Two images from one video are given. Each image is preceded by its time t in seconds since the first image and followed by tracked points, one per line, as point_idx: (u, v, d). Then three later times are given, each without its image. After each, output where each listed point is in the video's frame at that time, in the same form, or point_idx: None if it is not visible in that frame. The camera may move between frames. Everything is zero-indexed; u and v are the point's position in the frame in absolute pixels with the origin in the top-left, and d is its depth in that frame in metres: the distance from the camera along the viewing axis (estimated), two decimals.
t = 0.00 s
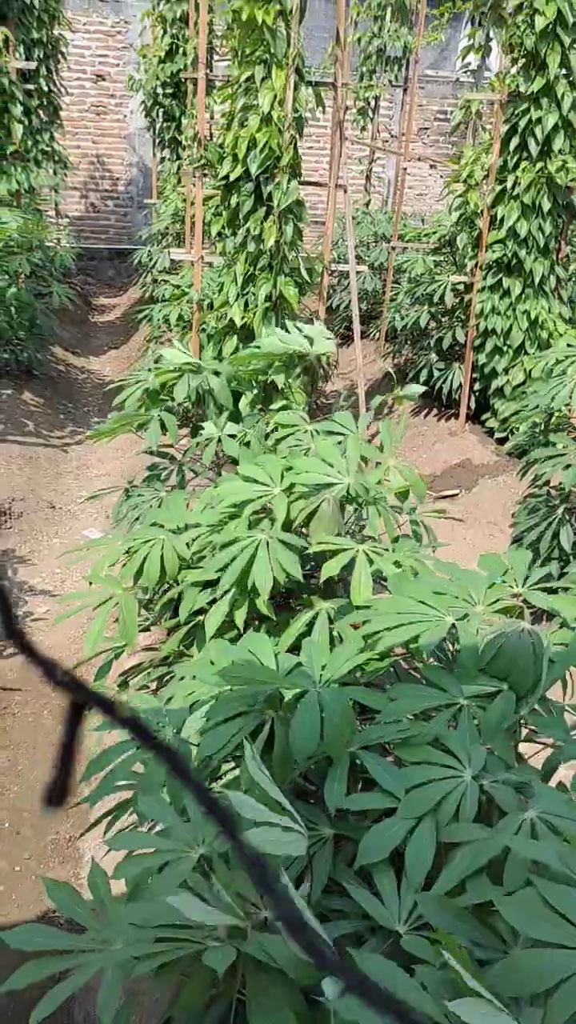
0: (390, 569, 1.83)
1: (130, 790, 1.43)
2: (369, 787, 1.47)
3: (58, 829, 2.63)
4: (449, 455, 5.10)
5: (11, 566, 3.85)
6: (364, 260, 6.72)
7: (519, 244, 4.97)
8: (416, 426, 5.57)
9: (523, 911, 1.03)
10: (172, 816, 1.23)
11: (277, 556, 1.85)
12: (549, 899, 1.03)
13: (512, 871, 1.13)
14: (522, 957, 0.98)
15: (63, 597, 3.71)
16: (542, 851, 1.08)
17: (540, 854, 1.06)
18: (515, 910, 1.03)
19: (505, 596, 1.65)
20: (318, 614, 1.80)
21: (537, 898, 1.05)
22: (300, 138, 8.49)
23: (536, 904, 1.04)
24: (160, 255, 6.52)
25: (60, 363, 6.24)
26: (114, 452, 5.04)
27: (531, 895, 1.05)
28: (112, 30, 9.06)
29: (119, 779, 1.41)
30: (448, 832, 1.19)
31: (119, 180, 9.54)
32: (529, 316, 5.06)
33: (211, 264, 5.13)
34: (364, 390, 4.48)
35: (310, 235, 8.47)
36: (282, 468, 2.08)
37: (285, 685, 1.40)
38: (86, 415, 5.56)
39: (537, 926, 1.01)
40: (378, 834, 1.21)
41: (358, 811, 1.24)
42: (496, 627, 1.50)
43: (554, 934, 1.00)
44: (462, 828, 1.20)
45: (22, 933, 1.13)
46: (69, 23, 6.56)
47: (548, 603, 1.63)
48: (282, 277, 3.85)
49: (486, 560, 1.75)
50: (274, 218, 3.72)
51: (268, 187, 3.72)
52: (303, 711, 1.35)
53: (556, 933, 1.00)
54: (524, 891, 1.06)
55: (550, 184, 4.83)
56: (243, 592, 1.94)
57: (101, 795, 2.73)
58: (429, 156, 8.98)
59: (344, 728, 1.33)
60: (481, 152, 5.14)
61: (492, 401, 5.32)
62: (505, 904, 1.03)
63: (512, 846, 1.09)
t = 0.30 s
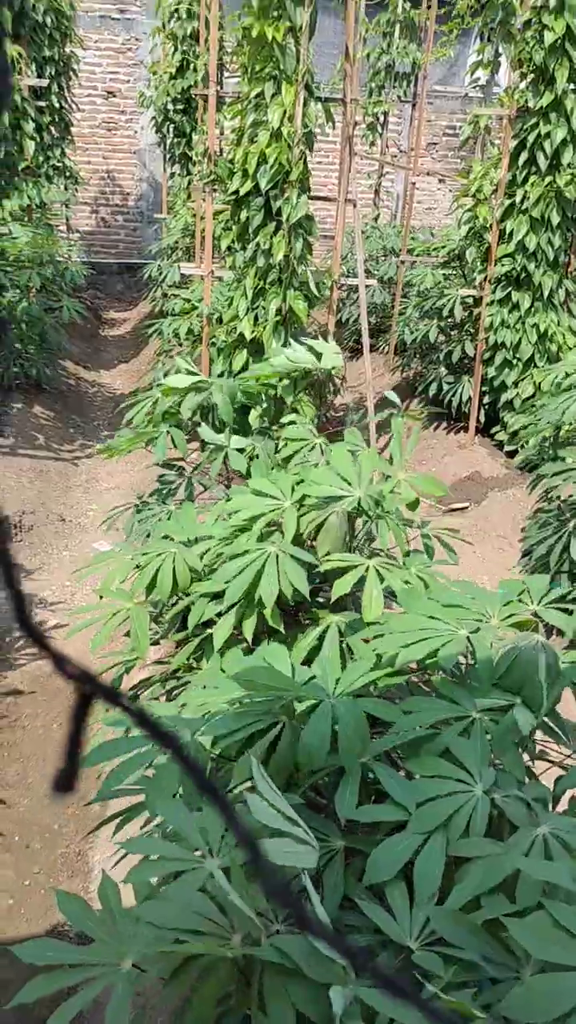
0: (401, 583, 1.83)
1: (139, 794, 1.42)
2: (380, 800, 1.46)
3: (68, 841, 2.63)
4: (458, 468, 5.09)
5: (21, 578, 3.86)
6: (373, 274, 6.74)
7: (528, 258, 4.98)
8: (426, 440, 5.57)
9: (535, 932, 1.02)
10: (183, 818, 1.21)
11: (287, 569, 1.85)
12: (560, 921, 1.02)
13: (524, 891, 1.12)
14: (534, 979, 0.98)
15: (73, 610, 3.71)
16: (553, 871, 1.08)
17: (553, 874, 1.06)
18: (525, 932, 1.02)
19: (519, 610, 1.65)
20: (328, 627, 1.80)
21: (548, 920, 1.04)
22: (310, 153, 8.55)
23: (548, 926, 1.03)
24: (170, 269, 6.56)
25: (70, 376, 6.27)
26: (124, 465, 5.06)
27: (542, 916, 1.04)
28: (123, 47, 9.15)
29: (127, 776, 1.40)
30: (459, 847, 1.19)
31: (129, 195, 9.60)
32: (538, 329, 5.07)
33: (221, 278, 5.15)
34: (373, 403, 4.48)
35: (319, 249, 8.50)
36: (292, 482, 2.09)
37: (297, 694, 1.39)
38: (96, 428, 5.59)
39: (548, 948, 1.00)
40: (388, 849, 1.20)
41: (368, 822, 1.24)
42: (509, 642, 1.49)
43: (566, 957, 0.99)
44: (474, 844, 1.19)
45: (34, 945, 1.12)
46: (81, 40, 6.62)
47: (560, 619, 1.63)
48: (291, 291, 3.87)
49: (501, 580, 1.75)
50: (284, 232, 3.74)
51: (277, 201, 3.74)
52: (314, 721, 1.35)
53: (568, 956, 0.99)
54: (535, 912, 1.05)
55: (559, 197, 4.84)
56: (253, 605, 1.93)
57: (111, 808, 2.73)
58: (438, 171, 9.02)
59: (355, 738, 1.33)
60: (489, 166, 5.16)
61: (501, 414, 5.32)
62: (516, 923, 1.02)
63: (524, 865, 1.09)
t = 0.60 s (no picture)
0: (408, 598, 1.82)
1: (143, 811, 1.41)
2: (388, 817, 1.45)
3: (73, 858, 2.62)
4: (464, 482, 5.10)
5: (28, 592, 3.86)
6: (379, 288, 6.76)
7: (533, 272, 5.00)
8: (432, 454, 5.57)
9: (547, 953, 1.02)
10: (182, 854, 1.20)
11: (296, 583, 1.85)
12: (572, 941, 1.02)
13: (534, 911, 1.12)
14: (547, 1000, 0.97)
15: (79, 624, 3.72)
16: (565, 892, 1.07)
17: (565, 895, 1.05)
18: (537, 954, 1.02)
19: (530, 625, 1.64)
20: (336, 641, 1.79)
21: (560, 941, 1.04)
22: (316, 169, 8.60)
23: (560, 947, 1.02)
24: (176, 284, 6.59)
25: (77, 390, 6.29)
26: (130, 479, 5.07)
27: (554, 937, 1.04)
28: (131, 64, 9.24)
29: (134, 793, 1.37)
30: (468, 866, 1.18)
31: (136, 210, 9.67)
32: (544, 343, 5.08)
33: (228, 293, 5.18)
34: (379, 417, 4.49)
35: (325, 264, 8.54)
36: (300, 496, 2.09)
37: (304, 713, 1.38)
38: (103, 442, 5.60)
39: (560, 970, 1.00)
40: (396, 871, 1.19)
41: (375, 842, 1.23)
42: (518, 659, 1.49)
43: None
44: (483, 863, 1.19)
45: (37, 969, 1.12)
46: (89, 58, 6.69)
47: (568, 634, 1.62)
48: (298, 306, 3.88)
49: (510, 596, 1.75)
50: (290, 247, 3.77)
51: (284, 217, 3.76)
52: (327, 742, 1.33)
53: None
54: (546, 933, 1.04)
55: (564, 212, 4.86)
56: (261, 619, 1.93)
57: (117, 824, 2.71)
58: (443, 186, 9.06)
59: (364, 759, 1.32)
60: (495, 182, 5.18)
61: (507, 428, 5.33)
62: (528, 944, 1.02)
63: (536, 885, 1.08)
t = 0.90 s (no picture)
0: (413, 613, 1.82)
1: (150, 832, 1.40)
2: (395, 833, 1.45)
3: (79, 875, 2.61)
4: (469, 496, 5.10)
5: (32, 607, 3.86)
6: (383, 304, 6.79)
7: (537, 287, 5.02)
8: (436, 469, 5.58)
9: (556, 966, 1.01)
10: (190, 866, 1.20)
11: (302, 597, 1.85)
12: None
13: (543, 926, 1.11)
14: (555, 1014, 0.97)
15: (84, 640, 3.71)
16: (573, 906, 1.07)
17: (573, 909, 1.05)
18: (547, 969, 1.01)
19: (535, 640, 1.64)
20: (342, 656, 1.79)
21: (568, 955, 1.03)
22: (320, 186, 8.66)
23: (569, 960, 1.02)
24: (181, 300, 6.62)
25: (82, 406, 6.32)
26: (136, 494, 5.08)
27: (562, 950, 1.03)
28: (136, 84, 9.33)
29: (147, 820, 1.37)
30: (477, 881, 1.18)
31: (141, 227, 9.73)
32: (549, 359, 5.10)
33: (232, 309, 5.20)
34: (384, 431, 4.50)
35: (329, 280, 8.58)
36: (305, 511, 2.09)
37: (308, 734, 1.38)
38: (108, 457, 5.61)
39: (569, 982, 0.99)
40: (406, 887, 1.19)
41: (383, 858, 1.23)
42: (524, 673, 1.49)
43: None
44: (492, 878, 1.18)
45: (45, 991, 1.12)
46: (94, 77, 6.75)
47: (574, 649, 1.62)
48: (302, 321, 3.90)
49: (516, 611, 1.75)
50: (294, 263, 3.79)
51: (289, 233, 3.78)
52: (339, 759, 1.32)
53: None
54: (553, 946, 1.04)
55: (567, 228, 4.88)
56: (266, 634, 1.93)
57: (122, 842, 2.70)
58: (447, 202, 9.10)
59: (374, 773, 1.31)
60: (498, 199, 5.21)
61: (512, 442, 5.33)
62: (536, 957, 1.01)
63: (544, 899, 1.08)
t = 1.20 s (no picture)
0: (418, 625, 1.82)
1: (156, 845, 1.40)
2: (402, 846, 1.44)
3: (82, 889, 2.60)
4: (472, 509, 5.10)
5: (36, 621, 3.86)
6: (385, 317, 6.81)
7: (540, 301, 5.04)
8: (440, 481, 5.58)
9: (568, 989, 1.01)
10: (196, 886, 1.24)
11: (307, 610, 1.85)
12: None
13: (551, 944, 1.11)
14: None
15: (88, 653, 3.71)
16: None
17: None
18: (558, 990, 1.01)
19: (541, 654, 1.64)
20: (347, 669, 1.79)
21: None
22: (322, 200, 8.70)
23: None
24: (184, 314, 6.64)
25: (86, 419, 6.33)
26: (140, 508, 5.08)
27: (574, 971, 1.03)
28: (140, 100, 9.39)
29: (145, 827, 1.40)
30: (486, 895, 1.17)
31: (144, 241, 9.77)
32: (552, 372, 5.11)
33: (235, 322, 5.22)
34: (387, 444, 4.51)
35: (332, 293, 8.61)
36: (310, 524, 2.09)
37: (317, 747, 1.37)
38: (112, 470, 5.63)
39: None
40: (416, 898, 1.17)
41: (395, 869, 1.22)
42: (532, 687, 1.49)
43: None
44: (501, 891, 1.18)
45: (50, 995, 1.15)
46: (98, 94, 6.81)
47: None
48: (306, 335, 3.90)
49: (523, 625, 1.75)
50: (298, 277, 3.81)
51: (292, 248, 3.80)
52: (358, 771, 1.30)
53: None
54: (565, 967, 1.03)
55: (569, 242, 4.90)
56: (271, 647, 1.93)
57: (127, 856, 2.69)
58: (449, 216, 9.14)
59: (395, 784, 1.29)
60: (500, 213, 5.23)
61: (515, 455, 5.34)
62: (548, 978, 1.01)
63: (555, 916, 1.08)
